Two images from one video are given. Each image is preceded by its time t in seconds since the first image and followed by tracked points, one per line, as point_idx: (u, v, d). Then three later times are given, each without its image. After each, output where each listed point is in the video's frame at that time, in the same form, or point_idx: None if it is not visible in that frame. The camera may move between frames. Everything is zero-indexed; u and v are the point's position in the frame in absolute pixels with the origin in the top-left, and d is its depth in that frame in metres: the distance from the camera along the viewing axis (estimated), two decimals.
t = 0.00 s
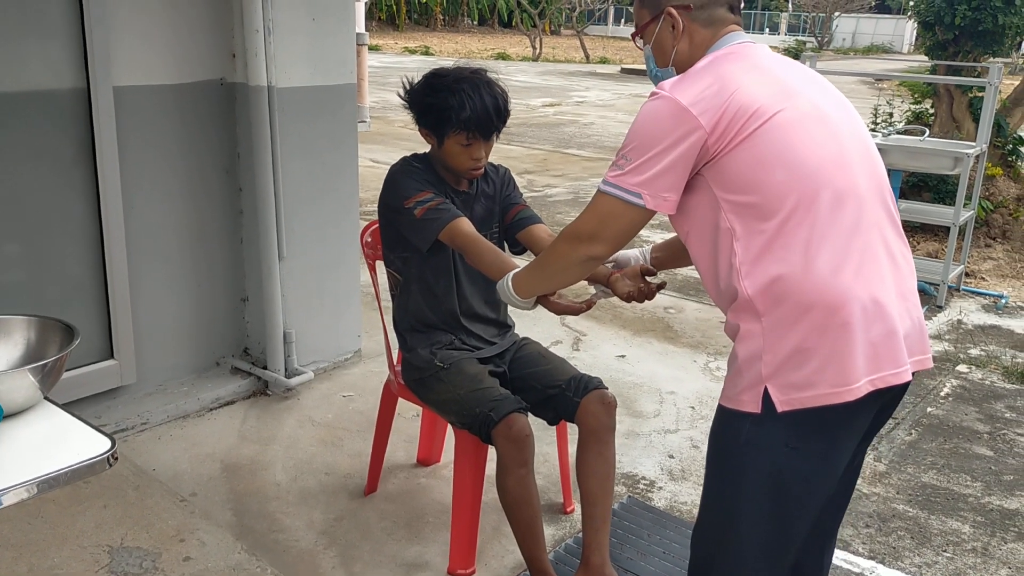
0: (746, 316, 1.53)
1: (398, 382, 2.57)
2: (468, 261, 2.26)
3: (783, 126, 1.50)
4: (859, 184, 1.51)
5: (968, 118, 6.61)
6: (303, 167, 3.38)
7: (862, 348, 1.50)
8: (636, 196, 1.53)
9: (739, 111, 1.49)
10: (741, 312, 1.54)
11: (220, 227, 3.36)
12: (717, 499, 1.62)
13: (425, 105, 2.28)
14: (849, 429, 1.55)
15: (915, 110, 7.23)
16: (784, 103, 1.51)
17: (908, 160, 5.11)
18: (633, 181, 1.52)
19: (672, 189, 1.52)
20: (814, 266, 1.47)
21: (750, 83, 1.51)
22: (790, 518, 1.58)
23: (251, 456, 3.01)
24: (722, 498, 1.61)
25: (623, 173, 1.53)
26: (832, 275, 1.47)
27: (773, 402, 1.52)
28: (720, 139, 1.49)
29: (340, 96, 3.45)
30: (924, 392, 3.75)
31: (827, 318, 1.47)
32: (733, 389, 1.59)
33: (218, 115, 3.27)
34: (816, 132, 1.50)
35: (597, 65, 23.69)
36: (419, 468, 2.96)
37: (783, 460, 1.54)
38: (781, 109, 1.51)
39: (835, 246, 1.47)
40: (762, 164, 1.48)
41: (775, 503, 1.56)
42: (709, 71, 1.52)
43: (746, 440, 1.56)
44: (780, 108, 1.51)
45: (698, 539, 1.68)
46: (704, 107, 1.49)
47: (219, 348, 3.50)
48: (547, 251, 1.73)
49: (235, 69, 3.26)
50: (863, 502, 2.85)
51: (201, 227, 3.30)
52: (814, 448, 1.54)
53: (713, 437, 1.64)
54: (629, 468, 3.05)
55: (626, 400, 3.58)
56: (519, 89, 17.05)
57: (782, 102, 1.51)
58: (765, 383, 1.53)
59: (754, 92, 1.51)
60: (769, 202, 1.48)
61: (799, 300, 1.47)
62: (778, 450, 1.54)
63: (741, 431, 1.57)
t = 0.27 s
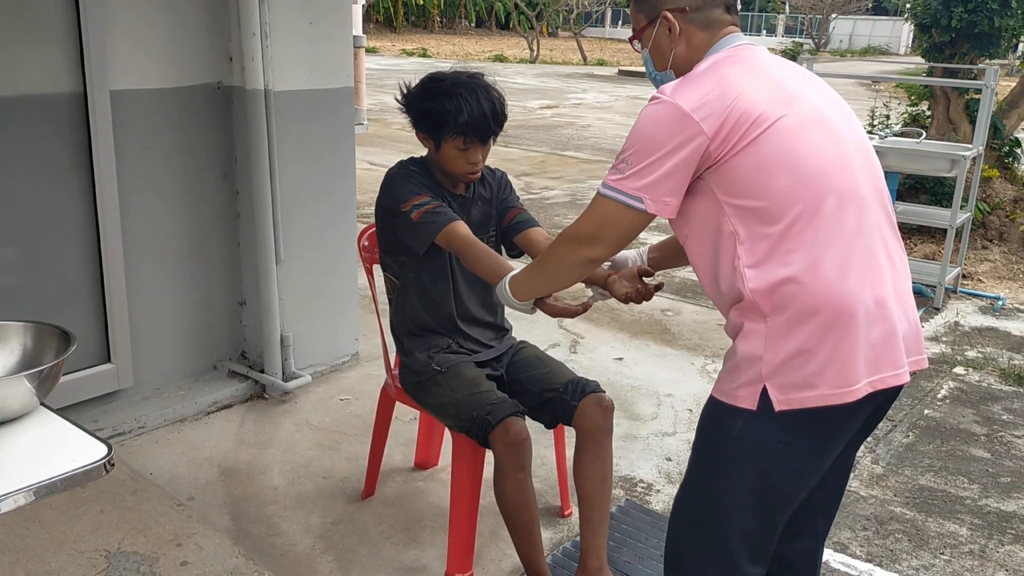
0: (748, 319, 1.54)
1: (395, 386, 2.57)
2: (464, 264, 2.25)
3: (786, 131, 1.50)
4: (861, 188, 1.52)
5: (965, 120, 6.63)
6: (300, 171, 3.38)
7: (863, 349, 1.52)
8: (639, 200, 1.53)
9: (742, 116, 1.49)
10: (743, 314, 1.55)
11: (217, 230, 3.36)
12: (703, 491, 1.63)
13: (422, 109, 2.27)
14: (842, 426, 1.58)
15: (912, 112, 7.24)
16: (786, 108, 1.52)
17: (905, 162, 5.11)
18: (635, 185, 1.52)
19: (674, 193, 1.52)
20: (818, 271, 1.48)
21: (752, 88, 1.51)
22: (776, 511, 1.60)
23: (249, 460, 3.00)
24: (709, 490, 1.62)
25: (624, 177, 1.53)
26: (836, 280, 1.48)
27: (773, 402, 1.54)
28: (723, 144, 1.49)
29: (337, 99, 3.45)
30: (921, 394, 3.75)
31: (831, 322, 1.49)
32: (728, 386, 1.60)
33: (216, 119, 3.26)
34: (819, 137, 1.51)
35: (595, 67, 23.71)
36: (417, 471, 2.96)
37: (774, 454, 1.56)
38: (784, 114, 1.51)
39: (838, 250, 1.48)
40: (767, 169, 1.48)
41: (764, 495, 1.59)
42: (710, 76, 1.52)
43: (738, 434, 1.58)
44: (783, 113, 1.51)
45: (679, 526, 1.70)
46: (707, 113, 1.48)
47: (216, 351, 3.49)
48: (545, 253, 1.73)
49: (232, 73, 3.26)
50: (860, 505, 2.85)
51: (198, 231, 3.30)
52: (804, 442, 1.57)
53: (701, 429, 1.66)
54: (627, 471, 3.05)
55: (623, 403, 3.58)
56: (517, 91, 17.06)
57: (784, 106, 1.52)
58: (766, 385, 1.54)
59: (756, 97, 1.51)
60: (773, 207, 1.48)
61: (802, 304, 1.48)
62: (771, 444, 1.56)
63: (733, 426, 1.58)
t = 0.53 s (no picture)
0: (742, 319, 1.55)
1: (395, 388, 2.57)
2: (463, 265, 2.26)
3: (775, 131, 1.51)
4: (851, 188, 1.53)
5: (964, 121, 6.64)
6: (300, 172, 3.38)
7: (857, 349, 1.53)
8: (627, 201, 1.53)
9: (730, 117, 1.50)
10: (737, 315, 1.56)
11: (217, 232, 3.36)
12: (712, 500, 1.64)
13: (423, 110, 2.28)
14: (841, 429, 1.59)
15: (911, 113, 7.25)
16: (775, 108, 1.52)
17: (904, 164, 5.11)
18: (624, 186, 1.53)
19: (662, 194, 1.52)
20: (810, 270, 1.48)
21: (740, 90, 1.52)
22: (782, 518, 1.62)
23: (249, 462, 3.00)
24: (717, 499, 1.63)
25: (613, 179, 1.54)
26: (828, 279, 1.49)
27: (770, 404, 1.54)
28: (713, 145, 1.50)
29: (336, 100, 3.45)
30: (921, 395, 3.76)
31: (824, 321, 1.49)
32: (727, 391, 1.60)
33: (215, 121, 3.27)
34: (808, 137, 1.52)
35: (594, 69, 23.73)
36: (417, 473, 2.96)
37: (777, 462, 1.57)
38: (772, 115, 1.51)
39: (829, 250, 1.49)
40: (756, 169, 1.49)
41: (770, 503, 1.59)
42: (698, 78, 1.52)
43: (744, 444, 1.58)
44: (772, 113, 1.52)
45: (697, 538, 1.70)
46: (695, 115, 1.49)
47: (216, 353, 3.49)
48: (534, 260, 1.72)
49: (232, 74, 3.26)
50: (860, 506, 2.85)
51: (197, 232, 3.30)
52: (807, 449, 1.58)
53: (706, 439, 1.66)
54: (627, 472, 3.05)
55: (623, 405, 3.58)
56: (516, 92, 17.07)
57: (773, 107, 1.52)
58: (762, 386, 1.54)
59: (744, 99, 1.51)
60: (764, 207, 1.49)
61: (795, 305, 1.49)
62: (776, 453, 1.57)
63: (739, 436, 1.59)
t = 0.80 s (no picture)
0: (727, 320, 1.56)
1: (395, 388, 2.57)
2: (463, 264, 2.26)
3: (758, 132, 1.52)
4: (835, 188, 1.53)
5: (964, 121, 6.65)
6: (299, 172, 3.38)
7: (840, 350, 1.54)
8: (610, 202, 1.54)
9: (714, 118, 1.51)
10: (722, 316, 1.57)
11: (216, 232, 3.36)
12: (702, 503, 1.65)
13: (422, 110, 2.28)
14: (827, 430, 1.60)
15: (911, 113, 7.25)
16: (759, 110, 1.53)
17: (904, 163, 5.11)
18: (607, 188, 1.54)
19: (645, 195, 1.53)
20: (792, 271, 1.49)
21: (724, 91, 1.53)
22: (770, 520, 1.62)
23: (249, 461, 3.00)
24: (706, 502, 1.64)
25: (597, 180, 1.55)
26: (810, 280, 1.50)
27: (756, 406, 1.56)
28: (696, 147, 1.51)
29: (335, 100, 3.45)
30: (921, 395, 3.76)
31: (806, 322, 1.50)
32: (714, 393, 1.62)
33: (215, 121, 3.27)
34: (791, 138, 1.53)
35: (594, 69, 23.73)
36: (416, 473, 2.96)
37: (766, 464, 1.58)
38: (756, 116, 1.53)
39: (811, 251, 1.50)
40: (739, 171, 1.50)
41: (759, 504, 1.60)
42: (682, 80, 1.54)
43: (731, 444, 1.59)
44: (755, 115, 1.53)
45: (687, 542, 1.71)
46: (678, 116, 1.50)
47: (215, 353, 3.49)
48: (523, 263, 1.73)
49: (232, 74, 3.26)
50: (860, 505, 2.85)
51: (197, 232, 3.30)
52: (794, 451, 1.59)
53: (694, 442, 1.67)
54: (627, 472, 3.05)
55: (623, 404, 3.58)
56: (516, 93, 17.06)
57: (757, 108, 1.53)
58: (746, 386, 1.55)
59: (728, 100, 1.52)
60: (746, 208, 1.50)
61: (777, 306, 1.50)
62: (763, 454, 1.58)
63: (726, 437, 1.60)
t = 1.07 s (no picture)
0: (718, 320, 1.56)
1: (395, 388, 2.57)
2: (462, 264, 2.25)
3: (755, 133, 1.51)
4: (829, 190, 1.53)
5: (965, 121, 6.65)
6: (299, 172, 3.38)
7: (829, 354, 1.54)
8: (607, 200, 1.55)
9: (711, 117, 1.51)
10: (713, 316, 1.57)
11: (216, 232, 3.36)
12: (694, 505, 1.65)
13: (422, 110, 2.28)
14: (819, 433, 1.60)
15: (912, 112, 7.24)
16: (756, 110, 1.53)
17: (905, 164, 5.11)
18: (605, 184, 1.54)
19: (642, 193, 1.53)
20: (784, 273, 1.49)
21: (723, 90, 1.53)
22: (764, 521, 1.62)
23: (249, 462, 3.00)
24: (699, 503, 1.64)
25: (594, 177, 1.55)
26: (801, 282, 1.50)
27: (745, 408, 1.56)
28: (692, 146, 1.52)
29: (336, 100, 3.45)
30: (922, 395, 3.75)
31: (795, 325, 1.50)
32: (705, 393, 1.62)
33: (215, 121, 3.26)
34: (787, 138, 1.52)
35: (595, 69, 23.73)
36: (417, 473, 2.95)
37: (757, 465, 1.59)
38: (753, 116, 1.52)
39: (803, 252, 1.50)
40: (733, 171, 1.50)
41: (750, 504, 1.61)
42: (681, 78, 1.54)
43: (723, 447, 1.59)
44: (752, 115, 1.52)
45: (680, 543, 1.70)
46: (675, 114, 1.51)
47: (216, 353, 3.49)
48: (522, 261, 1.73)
49: (232, 75, 3.26)
50: (861, 505, 2.85)
51: (196, 232, 3.29)
52: (785, 453, 1.59)
53: (687, 444, 1.67)
54: (628, 472, 3.05)
55: (624, 404, 3.58)
56: (516, 93, 17.06)
57: (754, 109, 1.53)
58: (735, 387, 1.56)
59: (726, 99, 1.52)
60: (739, 208, 1.50)
61: (767, 307, 1.50)
62: (755, 457, 1.58)
63: (718, 439, 1.60)
